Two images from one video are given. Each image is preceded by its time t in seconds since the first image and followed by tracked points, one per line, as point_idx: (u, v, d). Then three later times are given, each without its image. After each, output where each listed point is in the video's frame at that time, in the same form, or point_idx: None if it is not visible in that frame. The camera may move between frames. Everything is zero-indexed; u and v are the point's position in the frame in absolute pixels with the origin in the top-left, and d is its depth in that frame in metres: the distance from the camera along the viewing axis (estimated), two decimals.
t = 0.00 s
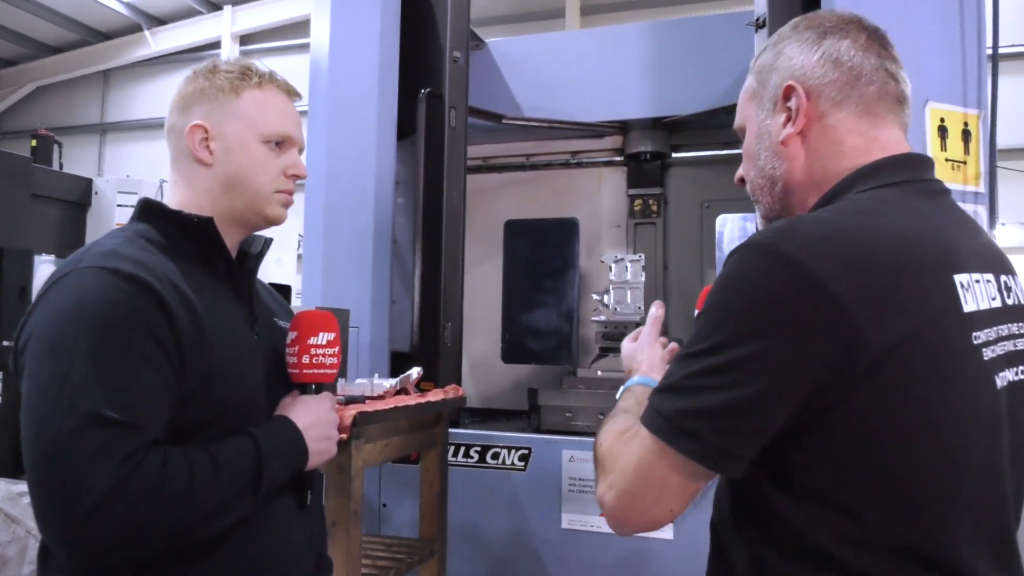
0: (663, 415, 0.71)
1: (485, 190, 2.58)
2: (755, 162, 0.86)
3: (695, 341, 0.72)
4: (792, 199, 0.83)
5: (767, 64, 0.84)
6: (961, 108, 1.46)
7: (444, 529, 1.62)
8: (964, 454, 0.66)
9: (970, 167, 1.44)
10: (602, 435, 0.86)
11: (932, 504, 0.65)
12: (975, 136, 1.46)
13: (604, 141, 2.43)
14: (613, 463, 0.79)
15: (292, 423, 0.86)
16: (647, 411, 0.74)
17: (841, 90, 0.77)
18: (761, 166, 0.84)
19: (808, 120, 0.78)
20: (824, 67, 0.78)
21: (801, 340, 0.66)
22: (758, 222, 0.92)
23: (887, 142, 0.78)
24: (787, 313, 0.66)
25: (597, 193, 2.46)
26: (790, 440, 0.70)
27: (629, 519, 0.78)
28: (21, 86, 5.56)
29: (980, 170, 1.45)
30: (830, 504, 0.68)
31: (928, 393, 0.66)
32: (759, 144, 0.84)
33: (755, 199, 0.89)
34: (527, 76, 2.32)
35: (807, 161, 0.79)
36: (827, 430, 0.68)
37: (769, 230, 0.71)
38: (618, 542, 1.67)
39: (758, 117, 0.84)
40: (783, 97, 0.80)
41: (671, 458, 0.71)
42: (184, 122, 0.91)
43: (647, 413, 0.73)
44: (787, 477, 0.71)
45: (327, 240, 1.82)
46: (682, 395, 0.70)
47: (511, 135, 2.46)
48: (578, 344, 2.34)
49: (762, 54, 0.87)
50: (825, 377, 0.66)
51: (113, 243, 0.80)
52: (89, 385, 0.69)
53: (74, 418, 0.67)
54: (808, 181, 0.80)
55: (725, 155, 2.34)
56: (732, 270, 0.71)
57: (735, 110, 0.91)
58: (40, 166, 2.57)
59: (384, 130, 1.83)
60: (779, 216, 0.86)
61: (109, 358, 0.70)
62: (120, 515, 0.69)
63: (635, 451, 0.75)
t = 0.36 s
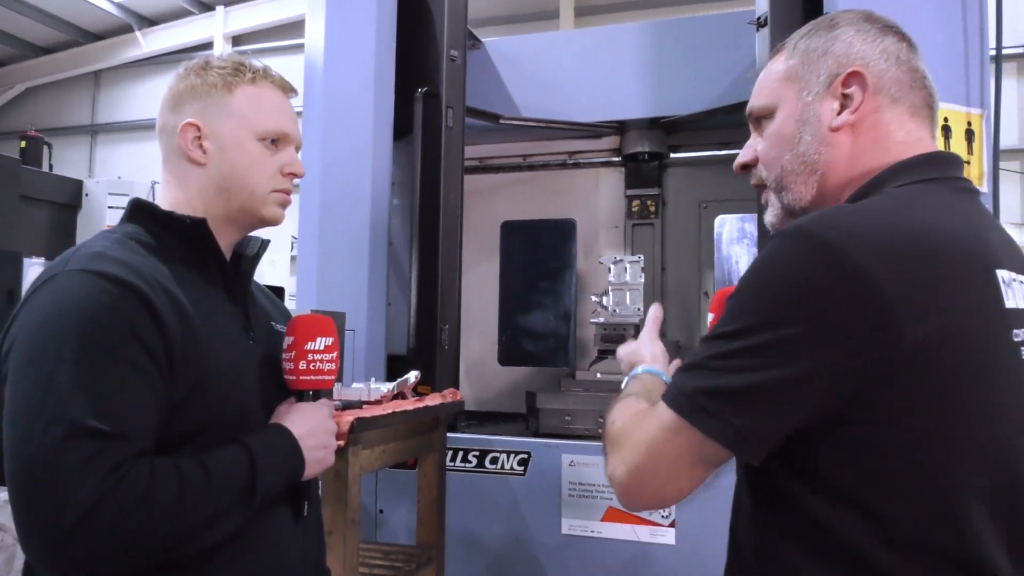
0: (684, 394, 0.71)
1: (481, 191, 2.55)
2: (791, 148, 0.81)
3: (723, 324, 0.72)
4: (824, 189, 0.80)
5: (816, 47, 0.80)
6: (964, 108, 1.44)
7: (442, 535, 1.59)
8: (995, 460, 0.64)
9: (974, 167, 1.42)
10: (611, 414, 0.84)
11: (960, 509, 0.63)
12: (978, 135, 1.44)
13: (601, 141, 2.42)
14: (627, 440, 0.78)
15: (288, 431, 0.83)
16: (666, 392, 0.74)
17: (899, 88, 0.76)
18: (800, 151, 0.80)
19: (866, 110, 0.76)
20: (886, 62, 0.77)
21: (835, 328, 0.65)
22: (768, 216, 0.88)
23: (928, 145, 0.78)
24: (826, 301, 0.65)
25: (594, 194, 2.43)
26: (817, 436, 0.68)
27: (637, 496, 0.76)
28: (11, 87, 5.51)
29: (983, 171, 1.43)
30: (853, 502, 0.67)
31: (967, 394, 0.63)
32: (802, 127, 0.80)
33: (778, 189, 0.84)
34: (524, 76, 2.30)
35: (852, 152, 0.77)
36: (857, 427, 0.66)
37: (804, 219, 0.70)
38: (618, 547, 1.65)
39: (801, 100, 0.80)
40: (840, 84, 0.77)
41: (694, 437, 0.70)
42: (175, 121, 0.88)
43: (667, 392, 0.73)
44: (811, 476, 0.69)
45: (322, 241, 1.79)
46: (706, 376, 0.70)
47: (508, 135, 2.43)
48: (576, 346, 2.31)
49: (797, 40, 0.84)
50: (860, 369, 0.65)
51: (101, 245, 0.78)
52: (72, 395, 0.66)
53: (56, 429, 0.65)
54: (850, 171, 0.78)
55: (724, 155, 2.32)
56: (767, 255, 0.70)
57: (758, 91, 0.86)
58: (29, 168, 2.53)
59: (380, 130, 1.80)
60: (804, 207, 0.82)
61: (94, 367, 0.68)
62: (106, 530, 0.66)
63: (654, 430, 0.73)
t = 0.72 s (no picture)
0: (745, 395, 0.68)
1: (486, 193, 2.53)
2: (840, 143, 0.81)
3: (784, 323, 0.70)
4: (875, 185, 0.80)
5: (866, 43, 0.81)
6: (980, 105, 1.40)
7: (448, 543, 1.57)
8: None
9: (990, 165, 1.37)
10: (651, 430, 0.81)
11: None
12: (995, 133, 1.39)
13: (607, 142, 2.38)
14: (673, 453, 0.74)
15: (291, 440, 0.80)
16: (721, 393, 0.71)
17: (952, 88, 0.78)
18: (850, 145, 0.80)
19: (920, 106, 0.77)
20: (939, 61, 0.78)
21: (910, 325, 0.63)
22: (808, 214, 0.87)
23: (975, 149, 0.79)
24: (902, 297, 0.63)
25: (600, 195, 2.41)
26: (884, 440, 0.66)
27: (682, 514, 0.73)
28: (14, 90, 5.50)
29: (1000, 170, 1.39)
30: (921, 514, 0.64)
31: None
32: (854, 120, 0.79)
33: (822, 186, 0.84)
34: (529, 77, 2.27)
35: (907, 147, 0.78)
36: (930, 431, 0.64)
37: (869, 215, 0.69)
38: (627, 555, 1.62)
39: (850, 96, 0.80)
40: (895, 78, 0.78)
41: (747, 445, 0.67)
42: (171, 122, 0.86)
43: (724, 394, 0.71)
44: (877, 483, 0.67)
45: (325, 244, 1.76)
46: (769, 376, 0.68)
47: (513, 137, 2.41)
48: (582, 349, 2.28)
49: (840, 37, 0.85)
50: (938, 370, 0.63)
51: (98, 246, 0.75)
52: (65, 402, 0.63)
53: (48, 437, 0.62)
54: (904, 167, 0.78)
55: (731, 156, 2.29)
56: (832, 251, 0.69)
57: (802, 86, 0.86)
58: (30, 170, 2.52)
59: (384, 131, 1.78)
60: (850, 204, 0.82)
61: (90, 373, 0.65)
62: (99, 544, 0.63)
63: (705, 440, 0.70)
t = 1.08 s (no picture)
0: (852, 400, 0.63)
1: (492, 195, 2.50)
2: (880, 158, 0.79)
3: (880, 324, 0.65)
4: (919, 200, 0.78)
5: (893, 58, 0.79)
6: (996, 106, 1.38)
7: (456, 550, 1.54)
8: None
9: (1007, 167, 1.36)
10: (713, 447, 0.75)
11: None
12: (1010, 134, 1.38)
13: (615, 143, 2.35)
14: (758, 465, 0.68)
15: (302, 449, 0.78)
16: (816, 399, 0.66)
17: (982, 101, 0.77)
18: (891, 160, 0.78)
19: (955, 121, 0.76)
20: (966, 74, 0.77)
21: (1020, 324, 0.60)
22: (851, 230, 0.84)
23: (1005, 161, 0.79)
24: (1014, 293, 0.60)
25: (607, 197, 2.39)
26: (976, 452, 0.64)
27: (775, 536, 0.66)
28: (16, 92, 5.49)
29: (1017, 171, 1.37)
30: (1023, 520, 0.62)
31: None
32: (891, 135, 0.78)
33: (865, 201, 0.82)
34: (535, 78, 2.25)
35: (947, 161, 0.77)
36: None
37: (959, 211, 0.66)
38: (638, 562, 1.59)
39: (885, 111, 0.79)
40: (929, 92, 0.76)
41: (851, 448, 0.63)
42: (174, 121, 0.83)
43: (822, 399, 0.65)
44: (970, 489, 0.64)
45: (330, 246, 1.74)
46: (874, 379, 0.63)
47: (519, 138, 2.38)
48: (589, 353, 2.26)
49: (863, 53, 0.83)
50: None
51: (104, 249, 0.73)
52: (71, 411, 0.61)
53: (54, 448, 0.60)
54: (946, 181, 0.77)
55: (740, 157, 2.27)
56: (926, 247, 0.65)
57: (830, 103, 0.83)
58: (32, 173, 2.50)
59: (391, 132, 1.75)
60: (895, 221, 0.80)
61: (97, 381, 0.63)
62: (107, 559, 0.61)
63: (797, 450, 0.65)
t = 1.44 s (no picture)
0: (911, 410, 0.61)
1: (499, 198, 2.50)
2: (899, 165, 0.78)
3: (928, 332, 0.64)
4: (939, 209, 0.76)
5: (914, 69, 0.78)
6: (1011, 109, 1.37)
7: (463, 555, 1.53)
8: None
9: None
10: (752, 465, 0.72)
11: None
12: None
13: (623, 146, 2.34)
14: (807, 481, 0.66)
15: (315, 453, 0.77)
16: (869, 409, 0.64)
17: (1003, 112, 0.76)
18: (910, 169, 0.77)
19: (974, 131, 0.75)
20: (987, 86, 0.76)
21: None
22: (866, 236, 0.84)
23: None
24: None
25: (614, 200, 2.38)
26: None
27: (834, 552, 0.63)
28: (20, 92, 5.49)
29: None
30: None
31: None
32: (911, 145, 0.77)
33: (883, 208, 0.80)
34: (543, 80, 2.24)
35: (968, 171, 0.75)
36: None
37: (1000, 215, 0.66)
38: (647, 568, 1.58)
39: (905, 119, 0.78)
40: (949, 103, 0.75)
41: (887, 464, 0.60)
42: (194, 119, 0.82)
43: (877, 410, 0.63)
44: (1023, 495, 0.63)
45: (338, 249, 1.73)
46: (932, 388, 0.61)
47: (526, 140, 2.38)
48: (596, 356, 2.25)
49: (885, 62, 0.82)
50: None
51: (115, 250, 0.72)
52: (83, 414, 0.60)
53: (65, 453, 0.58)
54: (967, 191, 0.75)
55: (748, 160, 2.26)
56: (972, 252, 0.64)
57: (850, 111, 0.82)
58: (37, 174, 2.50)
59: (399, 134, 1.74)
60: (914, 229, 0.78)
61: (109, 385, 0.62)
62: (119, 566, 0.60)
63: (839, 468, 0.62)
